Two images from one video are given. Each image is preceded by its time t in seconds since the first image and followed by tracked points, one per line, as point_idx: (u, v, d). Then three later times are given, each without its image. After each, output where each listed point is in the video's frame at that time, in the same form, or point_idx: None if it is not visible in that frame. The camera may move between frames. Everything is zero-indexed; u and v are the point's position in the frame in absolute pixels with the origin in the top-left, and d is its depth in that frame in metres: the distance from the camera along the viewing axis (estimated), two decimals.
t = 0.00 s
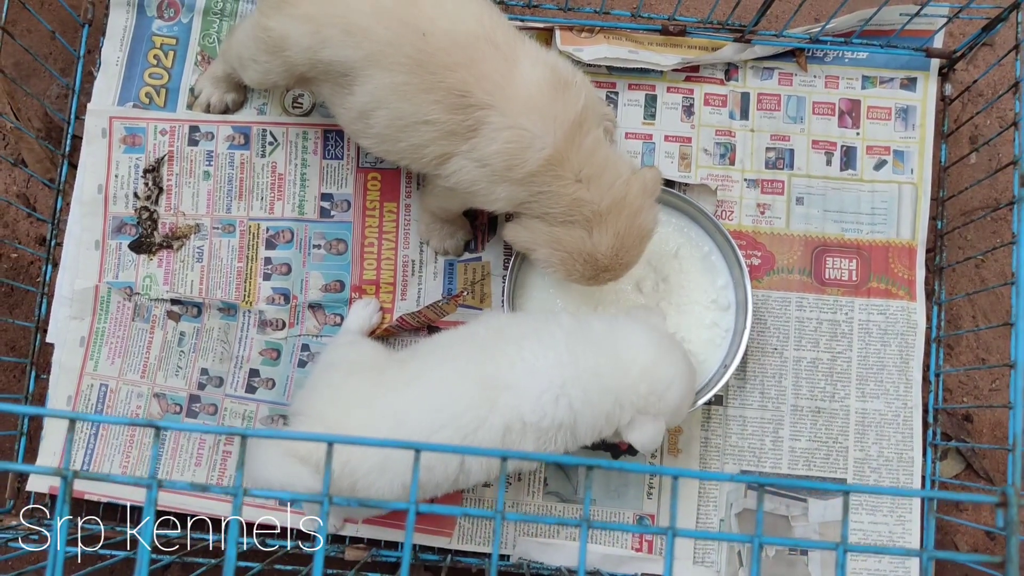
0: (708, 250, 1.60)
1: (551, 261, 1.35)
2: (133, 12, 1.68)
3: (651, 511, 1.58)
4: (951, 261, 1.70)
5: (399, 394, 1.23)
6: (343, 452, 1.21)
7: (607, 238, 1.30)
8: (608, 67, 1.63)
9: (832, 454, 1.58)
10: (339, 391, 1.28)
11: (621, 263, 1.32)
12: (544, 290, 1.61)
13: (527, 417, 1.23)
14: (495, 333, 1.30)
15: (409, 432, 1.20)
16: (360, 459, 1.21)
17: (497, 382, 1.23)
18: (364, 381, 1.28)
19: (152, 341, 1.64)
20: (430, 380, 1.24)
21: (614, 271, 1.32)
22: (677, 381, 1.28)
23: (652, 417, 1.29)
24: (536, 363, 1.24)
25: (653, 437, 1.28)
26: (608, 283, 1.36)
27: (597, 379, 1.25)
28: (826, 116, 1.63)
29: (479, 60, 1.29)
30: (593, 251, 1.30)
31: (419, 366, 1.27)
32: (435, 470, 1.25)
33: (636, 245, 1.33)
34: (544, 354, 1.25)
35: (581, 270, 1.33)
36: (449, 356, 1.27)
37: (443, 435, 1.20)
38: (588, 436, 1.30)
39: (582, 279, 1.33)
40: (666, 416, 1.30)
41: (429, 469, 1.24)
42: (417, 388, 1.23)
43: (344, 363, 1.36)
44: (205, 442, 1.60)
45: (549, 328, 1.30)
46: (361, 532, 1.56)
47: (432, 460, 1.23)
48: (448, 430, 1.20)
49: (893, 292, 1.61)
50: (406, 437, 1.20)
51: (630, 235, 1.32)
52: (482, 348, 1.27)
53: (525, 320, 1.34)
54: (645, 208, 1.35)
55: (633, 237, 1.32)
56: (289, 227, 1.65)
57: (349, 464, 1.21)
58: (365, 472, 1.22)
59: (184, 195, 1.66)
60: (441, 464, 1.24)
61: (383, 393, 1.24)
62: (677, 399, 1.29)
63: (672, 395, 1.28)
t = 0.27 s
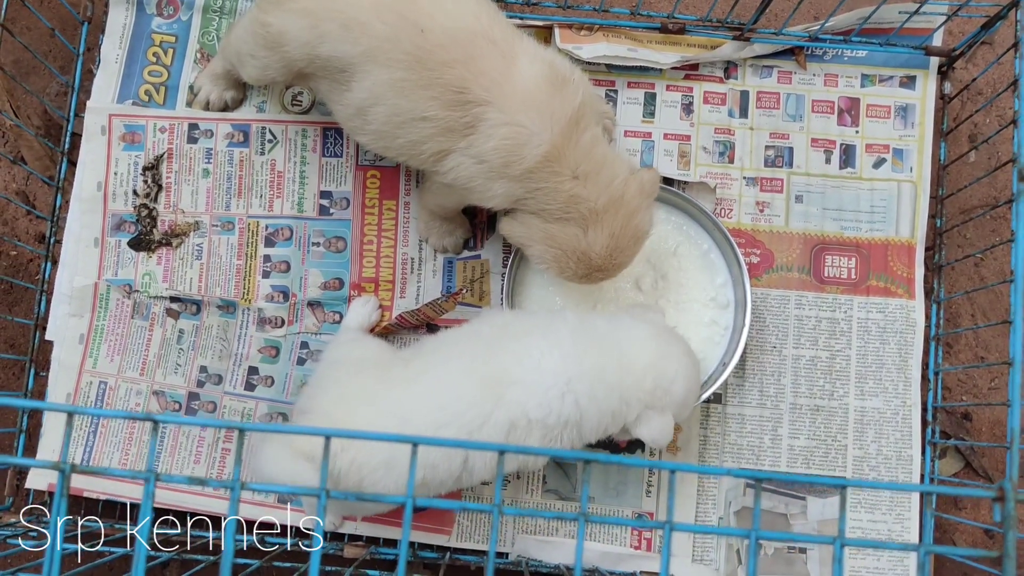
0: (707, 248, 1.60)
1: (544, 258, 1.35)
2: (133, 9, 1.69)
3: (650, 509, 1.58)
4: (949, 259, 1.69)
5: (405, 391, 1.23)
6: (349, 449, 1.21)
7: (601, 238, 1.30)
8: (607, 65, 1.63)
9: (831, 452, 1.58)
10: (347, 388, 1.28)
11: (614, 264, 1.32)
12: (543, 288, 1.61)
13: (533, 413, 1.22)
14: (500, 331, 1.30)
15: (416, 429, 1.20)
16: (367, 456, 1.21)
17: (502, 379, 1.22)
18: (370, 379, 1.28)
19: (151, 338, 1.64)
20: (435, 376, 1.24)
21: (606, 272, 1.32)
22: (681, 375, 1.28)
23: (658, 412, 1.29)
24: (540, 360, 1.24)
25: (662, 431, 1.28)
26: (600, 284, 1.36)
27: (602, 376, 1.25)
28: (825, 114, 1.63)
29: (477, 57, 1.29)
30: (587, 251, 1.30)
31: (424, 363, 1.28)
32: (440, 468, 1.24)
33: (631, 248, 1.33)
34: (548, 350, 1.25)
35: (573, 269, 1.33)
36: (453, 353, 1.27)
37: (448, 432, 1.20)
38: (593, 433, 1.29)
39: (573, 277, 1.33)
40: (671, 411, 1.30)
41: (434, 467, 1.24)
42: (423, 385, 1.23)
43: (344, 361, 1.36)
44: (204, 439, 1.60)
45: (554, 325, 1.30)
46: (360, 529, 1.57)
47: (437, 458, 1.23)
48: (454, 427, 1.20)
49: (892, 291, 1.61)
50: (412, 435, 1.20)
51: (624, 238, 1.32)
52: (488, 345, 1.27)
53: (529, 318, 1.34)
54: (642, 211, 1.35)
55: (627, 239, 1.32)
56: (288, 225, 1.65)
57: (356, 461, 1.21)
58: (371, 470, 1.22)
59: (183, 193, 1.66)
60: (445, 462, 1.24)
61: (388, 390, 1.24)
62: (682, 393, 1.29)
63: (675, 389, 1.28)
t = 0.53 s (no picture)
0: (707, 246, 1.61)
1: (537, 252, 1.35)
2: (134, 8, 1.69)
3: (650, 507, 1.58)
4: (948, 257, 1.69)
5: (400, 390, 1.23)
6: (344, 446, 1.22)
7: (594, 239, 1.30)
8: (607, 63, 1.63)
9: (830, 450, 1.59)
10: (343, 385, 1.28)
11: (603, 266, 1.32)
12: (543, 286, 1.61)
13: (526, 414, 1.23)
14: (496, 330, 1.31)
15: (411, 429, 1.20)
16: (359, 453, 1.21)
17: (498, 379, 1.23)
18: (366, 376, 1.28)
19: (152, 335, 1.64)
20: (431, 375, 1.24)
21: (595, 273, 1.32)
22: (674, 382, 1.29)
23: (648, 417, 1.29)
24: (535, 361, 1.24)
25: (652, 435, 1.29)
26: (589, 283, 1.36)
27: (597, 377, 1.26)
28: (824, 113, 1.64)
29: (477, 56, 1.29)
30: (579, 249, 1.30)
31: (421, 361, 1.28)
32: (434, 466, 1.25)
33: (622, 252, 1.32)
34: (543, 351, 1.26)
35: (564, 266, 1.33)
36: (450, 352, 1.28)
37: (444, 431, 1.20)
38: (586, 435, 1.30)
39: (563, 274, 1.34)
40: (662, 417, 1.30)
41: (429, 465, 1.24)
42: (419, 384, 1.23)
43: (344, 357, 1.37)
44: (205, 436, 1.61)
45: (551, 325, 1.31)
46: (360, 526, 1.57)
47: (432, 456, 1.23)
48: (450, 425, 1.20)
49: (891, 289, 1.61)
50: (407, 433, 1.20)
51: (615, 241, 1.31)
52: (484, 344, 1.28)
53: (525, 317, 1.34)
54: (637, 218, 1.34)
55: (619, 243, 1.32)
56: (289, 223, 1.65)
57: (350, 458, 1.22)
58: (365, 467, 1.22)
59: (184, 190, 1.66)
60: (439, 460, 1.24)
61: (384, 389, 1.24)
62: (673, 400, 1.29)
63: (668, 396, 1.29)
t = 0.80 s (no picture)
0: (706, 244, 1.61)
1: (537, 254, 1.36)
2: (135, 6, 1.69)
3: (649, 504, 1.58)
4: (947, 256, 1.70)
5: (399, 387, 1.23)
6: (343, 442, 1.22)
7: (590, 245, 1.30)
8: (607, 62, 1.64)
9: (828, 448, 1.59)
10: (341, 382, 1.29)
11: (601, 272, 1.32)
12: (542, 284, 1.61)
13: (527, 409, 1.23)
14: (495, 325, 1.31)
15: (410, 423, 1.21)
16: (360, 448, 1.22)
17: (497, 374, 1.23)
18: (365, 373, 1.29)
19: (153, 332, 1.64)
20: (430, 371, 1.24)
21: (593, 277, 1.33)
22: (672, 388, 1.30)
23: (642, 421, 1.31)
24: (533, 358, 1.25)
25: (641, 439, 1.32)
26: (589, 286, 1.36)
27: (595, 374, 1.27)
28: (823, 112, 1.64)
29: (477, 55, 1.30)
30: (575, 255, 1.30)
31: (419, 358, 1.28)
32: (434, 462, 1.26)
33: (619, 258, 1.32)
34: (542, 347, 1.26)
35: (563, 269, 1.33)
36: (449, 347, 1.28)
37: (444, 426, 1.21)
38: (582, 430, 1.31)
39: (561, 277, 1.34)
40: (654, 423, 1.32)
41: (428, 461, 1.25)
42: (418, 380, 1.23)
43: (344, 355, 1.37)
44: (205, 433, 1.61)
45: (549, 321, 1.31)
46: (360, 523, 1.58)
47: (431, 452, 1.24)
48: (449, 420, 1.21)
49: (890, 287, 1.61)
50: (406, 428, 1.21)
51: (613, 247, 1.31)
52: (483, 340, 1.28)
53: (524, 312, 1.34)
54: (634, 225, 1.32)
55: (615, 250, 1.31)
56: (290, 220, 1.66)
57: (349, 455, 1.22)
58: (364, 464, 1.23)
59: (185, 188, 1.67)
60: (439, 456, 1.25)
61: (383, 386, 1.24)
62: (667, 408, 1.30)
63: (663, 403, 1.30)
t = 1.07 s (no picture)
0: (704, 244, 1.62)
1: (551, 263, 1.36)
2: (135, 6, 1.70)
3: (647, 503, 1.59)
4: (945, 256, 1.71)
5: (394, 386, 1.23)
6: (335, 440, 1.22)
7: (605, 245, 1.31)
8: (605, 62, 1.64)
9: (825, 448, 1.59)
10: (335, 381, 1.29)
11: (620, 267, 1.33)
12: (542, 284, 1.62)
13: (523, 411, 1.24)
14: (491, 325, 1.32)
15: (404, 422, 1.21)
16: (353, 446, 1.22)
17: (494, 374, 1.24)
18: (359, 372, 1.29)
19: (152, 332, 1.65)
20: (426, 370, 1.24)
21: (614, 276, 1.34)
22: (657, 408, 1.33)
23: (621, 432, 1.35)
24: (530, 357, 1.25)
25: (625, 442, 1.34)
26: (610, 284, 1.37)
27: (590, 377, 1.28)
28: (822, 113, 1.65)
29: (477, 59, 1.30)
30: (592, 258, 1.31)
31: (415, 357, 1.28)
32: (427, 461, 1.26)
33: (636, 251, 1.33)
34: (538, 347, 1.27)
35: (581, 273, 1.34)
36: (444, 347, 1.28)
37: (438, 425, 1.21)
38: (573, 431, 1.32)
39: (582, 282, 1.35)
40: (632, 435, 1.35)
41: (421, 460, 1.25)
42: (413, 379, 1.24)
43: (343, 353, 1.38)
44: (205, 432, 1.62)
45: (546, 321, 1.31)
46: (359, 522, 1.58)
47: (423, 452, 1.24)
48: (445, 420, 1.21)
49: (887, 287, 1.62)
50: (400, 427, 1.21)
51: (629, 242, 1.32)
52: (480, 340, 1.28)
53: (520, 312, 1.35)
54: (646, 213, 1.35)
55: (631, 245, 1.32)
56: (289, 220, 1.66)
57: (341, 453, 1.22)
58: (355, 462, 1.23)
59: (185, 188, 1.67)
60: (431, 455, 1.25)
61: (377, 384, 1.24)
62: (649, 424, 1.33)
63: (646, 419, 1.33)
